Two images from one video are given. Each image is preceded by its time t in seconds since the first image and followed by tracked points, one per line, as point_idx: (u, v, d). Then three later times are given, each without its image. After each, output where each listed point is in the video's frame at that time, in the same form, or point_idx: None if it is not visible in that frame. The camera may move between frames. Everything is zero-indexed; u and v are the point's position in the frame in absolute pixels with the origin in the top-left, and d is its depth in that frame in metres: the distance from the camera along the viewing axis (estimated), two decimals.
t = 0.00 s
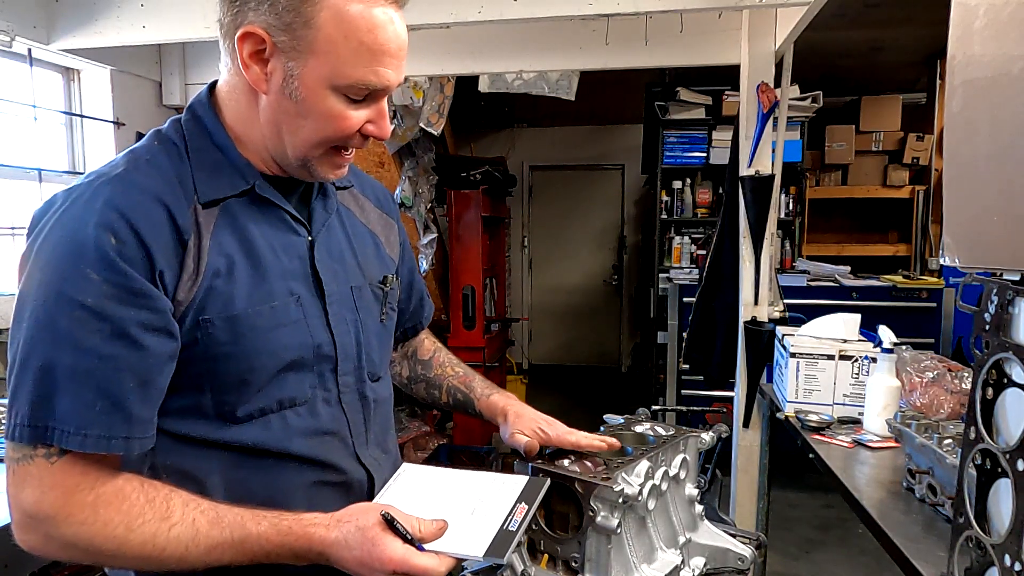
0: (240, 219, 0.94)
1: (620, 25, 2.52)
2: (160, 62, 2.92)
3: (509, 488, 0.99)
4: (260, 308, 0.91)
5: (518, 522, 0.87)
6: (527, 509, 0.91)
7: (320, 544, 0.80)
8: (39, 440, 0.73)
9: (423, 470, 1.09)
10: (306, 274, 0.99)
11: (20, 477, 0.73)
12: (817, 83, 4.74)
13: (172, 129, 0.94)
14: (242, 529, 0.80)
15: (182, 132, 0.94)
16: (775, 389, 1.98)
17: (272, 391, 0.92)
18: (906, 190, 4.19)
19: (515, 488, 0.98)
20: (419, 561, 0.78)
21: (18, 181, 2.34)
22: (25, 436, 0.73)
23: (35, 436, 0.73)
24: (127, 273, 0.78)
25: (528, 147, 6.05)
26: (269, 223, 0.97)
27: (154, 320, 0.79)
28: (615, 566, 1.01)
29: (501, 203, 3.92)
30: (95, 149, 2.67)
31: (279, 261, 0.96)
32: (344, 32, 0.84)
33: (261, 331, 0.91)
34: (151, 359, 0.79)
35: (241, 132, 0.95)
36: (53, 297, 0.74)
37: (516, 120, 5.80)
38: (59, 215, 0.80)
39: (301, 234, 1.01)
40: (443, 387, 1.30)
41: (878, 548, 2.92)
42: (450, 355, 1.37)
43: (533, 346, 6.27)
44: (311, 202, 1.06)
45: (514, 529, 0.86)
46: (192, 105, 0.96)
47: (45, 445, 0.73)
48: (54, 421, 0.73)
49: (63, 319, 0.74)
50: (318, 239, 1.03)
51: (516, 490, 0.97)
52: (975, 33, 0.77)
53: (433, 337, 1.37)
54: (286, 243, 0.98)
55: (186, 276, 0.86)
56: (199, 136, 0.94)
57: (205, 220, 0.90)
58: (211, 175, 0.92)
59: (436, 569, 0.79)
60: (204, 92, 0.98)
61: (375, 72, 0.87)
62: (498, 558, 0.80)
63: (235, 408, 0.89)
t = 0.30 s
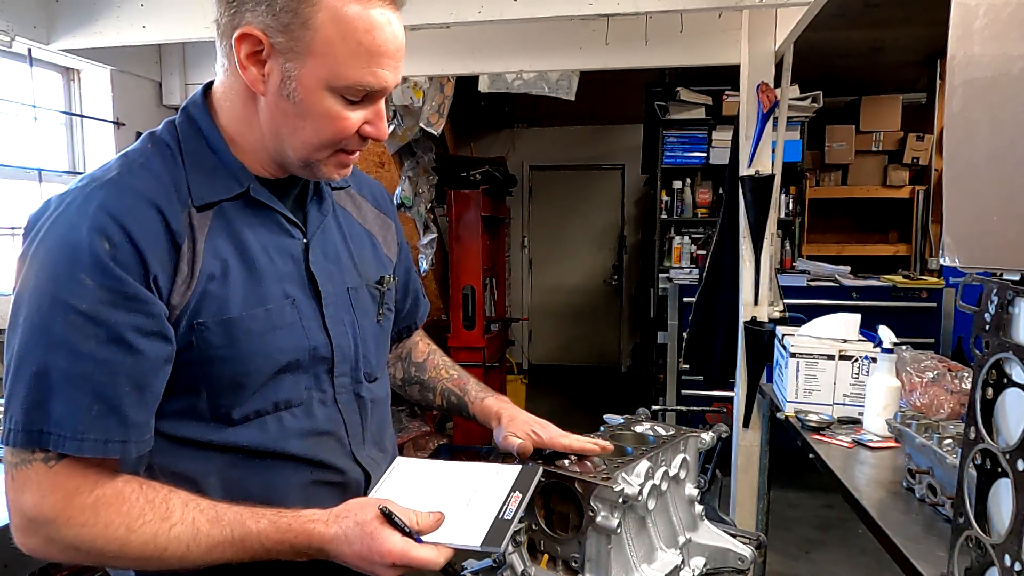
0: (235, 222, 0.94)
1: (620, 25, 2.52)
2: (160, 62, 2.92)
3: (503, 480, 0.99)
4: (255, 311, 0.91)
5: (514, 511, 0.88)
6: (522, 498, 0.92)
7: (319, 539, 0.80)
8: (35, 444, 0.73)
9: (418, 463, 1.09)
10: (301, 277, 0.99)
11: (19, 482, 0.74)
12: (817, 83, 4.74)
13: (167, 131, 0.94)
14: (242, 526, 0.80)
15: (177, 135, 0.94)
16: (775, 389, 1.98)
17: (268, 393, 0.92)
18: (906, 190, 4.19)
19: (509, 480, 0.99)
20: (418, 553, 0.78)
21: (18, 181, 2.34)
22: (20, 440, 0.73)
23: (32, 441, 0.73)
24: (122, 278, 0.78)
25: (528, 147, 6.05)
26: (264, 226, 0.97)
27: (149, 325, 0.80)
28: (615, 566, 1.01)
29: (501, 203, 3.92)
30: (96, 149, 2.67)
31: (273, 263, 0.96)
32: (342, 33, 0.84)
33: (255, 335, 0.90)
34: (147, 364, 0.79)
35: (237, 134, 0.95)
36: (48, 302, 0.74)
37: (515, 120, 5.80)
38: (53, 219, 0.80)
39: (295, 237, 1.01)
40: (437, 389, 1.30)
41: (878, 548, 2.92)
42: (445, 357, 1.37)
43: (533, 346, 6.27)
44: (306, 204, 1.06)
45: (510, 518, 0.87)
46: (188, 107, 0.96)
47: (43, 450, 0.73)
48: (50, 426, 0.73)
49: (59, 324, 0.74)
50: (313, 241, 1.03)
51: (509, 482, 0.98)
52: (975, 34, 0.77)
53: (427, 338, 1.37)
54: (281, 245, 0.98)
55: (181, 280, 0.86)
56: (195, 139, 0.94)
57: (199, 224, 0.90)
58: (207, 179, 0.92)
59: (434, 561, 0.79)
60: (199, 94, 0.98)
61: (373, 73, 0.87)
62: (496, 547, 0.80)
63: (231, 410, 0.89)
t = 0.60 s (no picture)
0: (233, 223, 0.94)
1: (620, 25, 2.52)
2: (160, 62, 2.92)
3: (503, 479, 0.99)
4: (253, 312, 0.91)
5: (513, 509, 0.89)
6: (521, 497, 0.92)
7: (319, 538, 0.80)
8: (35, 445, 0.73)
9: (418, 463, 1.09)
10: (299, 277, 0.99)
11: (19, 482, 0.74)
12: (817, 83, 4.74)
13: (165, 132, 0.94)
14: (242, 526, 0.80)
15: (175, 136, 0.94)
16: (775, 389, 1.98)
17: (266, 394, 0.92)
18: (906, 190, 4.19)
19: (508, 478, 0.99)
20: (418, 551, 0.78)
21: (18, 181, 2.34)
22: (20, 441, 0.73)
23: (32, 441, 0.73)
24: (123, 279, 0.78)
25: (527, 147, 6.05)
26: (262, 227, 0.97)
27: (149, 326, 0.80)
28: (615, 566, 1.01)
29: (501, 203, 3.92)
30: (96, 149, 2.67)
31: (271, 265, 0.96)
32: (338, 35, 0.84)
33: (254, 336, 0.90)
34: (147, 365, 0.79)
35: (235, 134, 0.95)
36: (48, 304, 0.74)
37: (516, 120, 5.80)
38: (52, 220, 0.80)
39: (293, 238, 1.01)
40: (433, 392, 1.30)
41: (878, 548, 2.92)
42: (442, 359, 1.37)
43: (533, 346, 6.27)
44: (304, 205, 1.06)
45: (509, 516, 0.87)
46: (186, 108, 0.96)
47: (43, 450, 0.73)
48: (49, 426, 0.73)
49: (59, 326, 0.74)
50: (311, 241, 1.03)
51: (508, 481, 0.98)
52: (975, 34, 0.77)
53: (424, 341, 1.37)
54: (278, 246, 0.98)
55: (180, 281, 0.86)
56: (193, 139, 0.94)
57: (198, 225, 0.90)
58: (205, 180, 0.92)
59: (434, 559, 0.79)
60: (197, 95, 0.98)
61: (369, 75, 0.87)
62: (495, 545, 0.80)
63: (230, 410, 0.89)
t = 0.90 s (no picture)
0: (232, 223, 0.94)
1: (620, 25, 2.52)
2: (160, 62, 2.92)
3: (503, 480, 0.99)
4: (254, 312, 0.91)
5: (513, 510, 0.89)
6: (521, 498, 0.92)
7: (319, 539, 0.80)
8: (36, 446, 0.73)
9: (419, 464, 1.09)
10: (299, 278, 0.99)
11: (21, 482, 0.74)
12: (817, 83, 4.74)
13: (165, 133, 0.94)
14: (242, 526, 0.80)
15: (175, 136, 0.94)
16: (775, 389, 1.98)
17: (267, 393, 0.92)
18: (906, 190, 4.19)
19: (508, 480, 0.99)
20: (417, 553, 0.78)
21: (18, 181, 2.34)
22: (22, 441, 0.73)
23: (34, 442, 0.73)
24: (123, 280, 0.78)
25: (527, 147, 6.05)
26: (262, 227, 0.97)
27: (150, 326, 0.80)
28: (615, 566, 1.01)
29: (501, 203, 3.92)
30: (96, 150, 2.67)
31: (272, 265, 0.96)
32: (334, 36, 0.84)
33: (254, 336, 0.90)
34: (148, 364, 0.79)
35: (234, 135, 0.95)
36: (48, 304, 0.74)
37: (515, 120, 5.80)
38: (53, 221, 0.80)
39: (293, 238, 1.01)
40: (434, 392, 1.31)
41: (878, 547, 2.92)
42: (442, 359, 1.37)
43: (533, 346, 6.28)
44: (304, 206, 1.06)
45: (509, 517, 0.87)
46: (186, 109, 0.96)
47: (45, 450, 0.73)
48: (50, 427, 0.73)
49: (60, 326, 0.74)
50: (311, 241, 1.03)
51: (508, 483, 0.98)
52: (975, 34, 0.77)
53: (424, 341, 1.38)
54: (278, 246, 0.98)
55: (181, 281, 0.86)
56: (193, 139, 0.94)
57: (198, 225, 0.90)
58: (205, 181, 0.92)
59: (434, 561, 0.79)
60: (197, 96, 0.98)
61: (365, 76, 0.87)
62: (495, 546, 0.80)
63: (230, 410, 0.89)
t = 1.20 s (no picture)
0: (235, 220, 0.94)
1: (620, 25, 2.52)
2: (160, 62, 2.92)
3: (507, 480, 0.99)
4: (256, 309, 0.91)
5: (519, 508, 0.89)
6: (526, 497, 0.92)
7: (324, 538, 0.80)
8: (41, 443, 0.73)
9: (422, 465, 1.09)
10: (301, 275, 0.99)
11: (24, 481, 0.74)
12: (817, 83, 4.74)
13: (167, 131, 0.94)
14: (247, 525, 0.80)
15: (176, 134, 0.94)
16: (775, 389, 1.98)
17: (269, 391, 0.92)
18: (906, 190, 4.19)
19: (513, 479, 0.99)
20: (424, 551, 0.78)
21: (18, 181, 2.34)
22: (26, 438, 0.73)
23: (38, 439, 0.73)
24: (127, 276, 0.78)
25: (527, 147, 6.05)
26: (264, 224, 0.97)
27: (154, 322, 0.80)
28: (615, 566, 1.01)
29: (501, 203, 3.92)
30: (95, 150, 2.67)
31: (274, 262, 0.96)
32: (333, 37, 0.84)
33: (257, 333, 0.90)
34: (152, 360, 0.79)
35: (233, 134, 0.95)
36: (53, 300, 0.74)
37: (516, 120, 5.80)
38: (56, 218, 0.80)
39: (295, 235, 1.01)
40: (462, 354, 1.32)
41: (877, 547, 2.92)
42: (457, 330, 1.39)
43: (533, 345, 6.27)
44: (305, 204, 1.06)
45: (515, 515, 0.88)
46: (187, 107, 0.96)
47: (49, 447, 0.73)
48: (54, 423, 0.73)
49: (64, 322, 0.74)
50: (312, 238, 1.03)
51: (512, 483, 0.98)
52: (974, 34, 0.77)
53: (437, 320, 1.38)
54: (280, 244, 0.98)
55: (184, 278, 0.86)
56: (194, 138, 0.94)
57: (201, 222, 0.90)
58: (206, 178, 0.92)
59: (440, 559, 0.79)
60: (198, 94, 0.98)
61: (363, 77, 0.87)
62: (501, 544, 0.81)
63: (232, 408, 0.89)
